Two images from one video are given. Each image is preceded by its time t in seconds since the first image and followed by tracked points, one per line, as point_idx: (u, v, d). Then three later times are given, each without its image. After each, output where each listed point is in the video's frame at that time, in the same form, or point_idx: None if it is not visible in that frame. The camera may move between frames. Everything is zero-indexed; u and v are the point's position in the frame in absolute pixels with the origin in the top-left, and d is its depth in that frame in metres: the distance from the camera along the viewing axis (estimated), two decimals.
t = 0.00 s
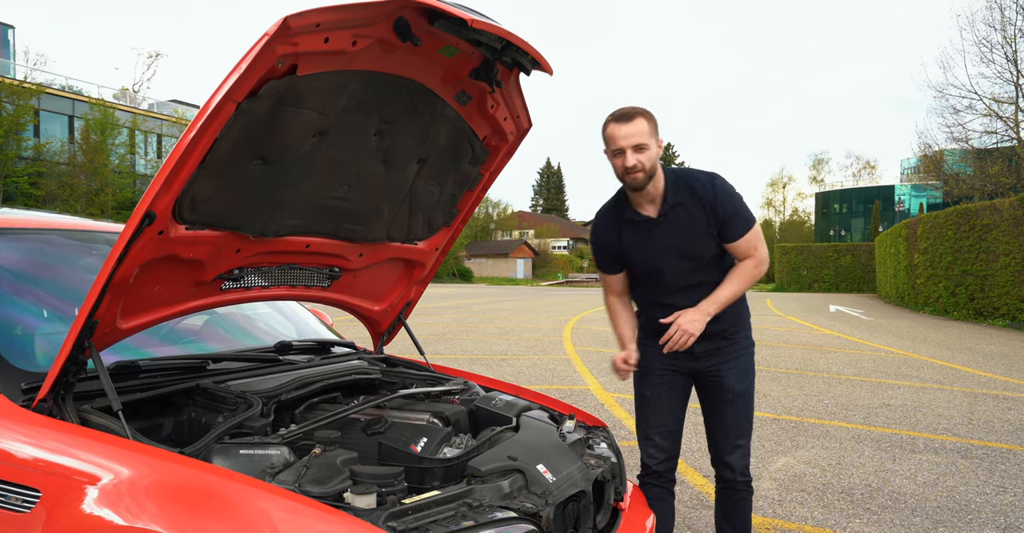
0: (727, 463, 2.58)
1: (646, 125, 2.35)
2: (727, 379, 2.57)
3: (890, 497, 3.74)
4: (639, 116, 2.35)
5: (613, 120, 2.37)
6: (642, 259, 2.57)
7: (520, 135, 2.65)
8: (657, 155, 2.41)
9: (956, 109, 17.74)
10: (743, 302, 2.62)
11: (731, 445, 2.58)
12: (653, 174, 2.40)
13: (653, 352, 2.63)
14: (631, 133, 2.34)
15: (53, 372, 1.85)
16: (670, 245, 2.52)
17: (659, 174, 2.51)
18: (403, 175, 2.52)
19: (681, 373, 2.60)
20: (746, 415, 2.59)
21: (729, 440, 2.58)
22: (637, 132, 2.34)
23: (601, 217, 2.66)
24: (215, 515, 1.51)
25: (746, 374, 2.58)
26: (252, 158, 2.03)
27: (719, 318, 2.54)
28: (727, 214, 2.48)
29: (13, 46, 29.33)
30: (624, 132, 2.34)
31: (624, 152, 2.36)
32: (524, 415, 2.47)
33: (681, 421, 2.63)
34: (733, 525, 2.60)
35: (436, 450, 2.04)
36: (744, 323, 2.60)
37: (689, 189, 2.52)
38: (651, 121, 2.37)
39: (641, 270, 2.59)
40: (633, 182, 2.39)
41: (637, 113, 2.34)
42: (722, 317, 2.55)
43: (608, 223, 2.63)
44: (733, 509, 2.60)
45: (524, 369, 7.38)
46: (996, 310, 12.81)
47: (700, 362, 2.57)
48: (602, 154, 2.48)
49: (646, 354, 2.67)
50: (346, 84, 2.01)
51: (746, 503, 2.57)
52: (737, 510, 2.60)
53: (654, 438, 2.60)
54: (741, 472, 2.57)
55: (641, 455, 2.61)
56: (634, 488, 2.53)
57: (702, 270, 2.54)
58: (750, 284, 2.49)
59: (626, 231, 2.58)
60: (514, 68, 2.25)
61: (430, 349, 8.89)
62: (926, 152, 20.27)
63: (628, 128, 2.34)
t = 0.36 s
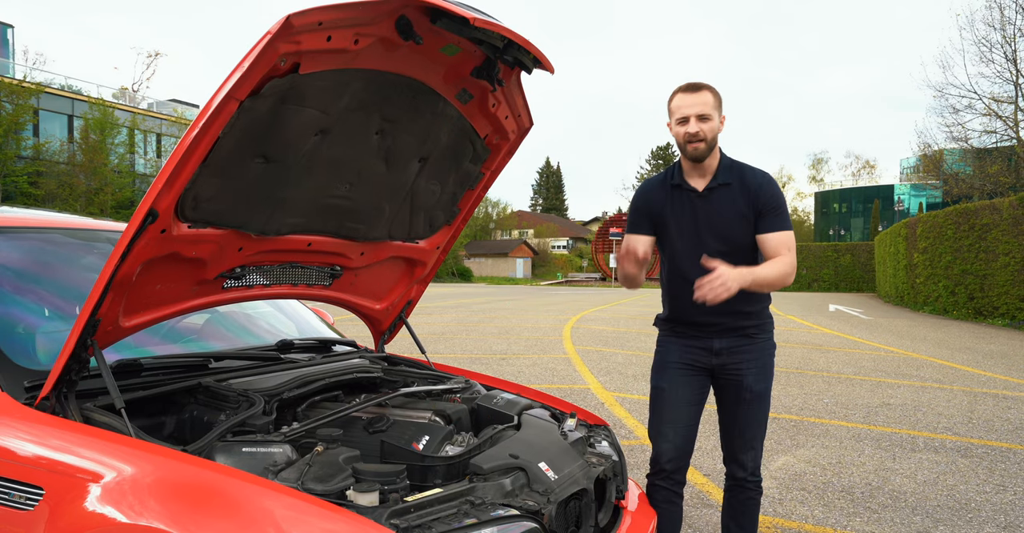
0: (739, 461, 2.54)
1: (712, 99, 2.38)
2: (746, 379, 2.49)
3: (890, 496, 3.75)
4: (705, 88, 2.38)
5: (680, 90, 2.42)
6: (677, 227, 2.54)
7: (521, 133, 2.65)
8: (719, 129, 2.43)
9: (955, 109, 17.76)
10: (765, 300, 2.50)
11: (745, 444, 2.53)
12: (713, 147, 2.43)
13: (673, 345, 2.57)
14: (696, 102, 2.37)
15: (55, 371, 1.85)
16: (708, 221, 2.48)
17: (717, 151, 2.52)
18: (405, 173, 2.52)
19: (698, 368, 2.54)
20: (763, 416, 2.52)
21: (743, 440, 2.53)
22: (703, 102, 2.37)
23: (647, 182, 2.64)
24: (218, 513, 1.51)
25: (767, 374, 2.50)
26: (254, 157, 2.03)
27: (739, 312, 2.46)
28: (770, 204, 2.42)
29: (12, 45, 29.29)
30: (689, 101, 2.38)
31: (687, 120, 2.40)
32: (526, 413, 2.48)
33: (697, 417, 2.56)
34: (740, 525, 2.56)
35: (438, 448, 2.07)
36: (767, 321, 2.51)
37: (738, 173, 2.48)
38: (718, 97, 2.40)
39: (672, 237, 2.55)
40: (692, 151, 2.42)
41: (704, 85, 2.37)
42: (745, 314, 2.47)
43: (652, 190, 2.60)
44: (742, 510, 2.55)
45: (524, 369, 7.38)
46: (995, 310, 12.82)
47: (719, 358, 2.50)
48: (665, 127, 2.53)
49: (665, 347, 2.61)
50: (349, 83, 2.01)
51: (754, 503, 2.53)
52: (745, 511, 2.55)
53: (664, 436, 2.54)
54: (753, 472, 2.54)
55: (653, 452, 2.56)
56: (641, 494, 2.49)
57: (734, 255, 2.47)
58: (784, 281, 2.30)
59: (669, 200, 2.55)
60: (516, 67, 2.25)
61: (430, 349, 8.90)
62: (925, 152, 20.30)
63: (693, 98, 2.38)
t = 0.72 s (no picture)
0: (734, 465, 2.53)
1: (714, 92, 2.40)
2: (740, 383, 2.45)
3: (891, 496, 3.75)
4: (707, 82, 2.41)
5: (683, 85, 2.45)
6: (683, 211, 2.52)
7: (522, 133, 2.66)
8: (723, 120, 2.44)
9: (955, 109, 17.80)
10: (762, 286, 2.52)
11: (740, 448, 2.50)
12: (718, 138, 2.44)
13: (667, 348, 2.53)
14: (699, 94, 2.40)
15: (57, 370, 1.85)
16: (714, 207, 2.48)
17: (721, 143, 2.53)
18: (406, 173, 2.52)
19: (693, 371, 2.51)
20: (757, 421, 2.48)
21: (738, 445, 2.50)
22: (706, 95, 2.39)
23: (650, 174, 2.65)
24: (220, 512, 1.51)
25: (761, 379, 2.47)
26: (255, 157, 2.03)
27: (739, 305, 2.45)
28: (775, 193, 2.45)
29: (11, 45, 29.25)
30: (692, 94, 2.41)
31: (690, 113, 2.42)
32: (527, 413, 2.48)
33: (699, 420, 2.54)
34: (737, 527, 2.55)
35: (439, 448, 2.07)
36: (759, 323, 2.48)
37: (743, 164, 2.51)
38: (720, 89, 2.42)
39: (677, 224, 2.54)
40: (697, 142, 2.44)
41: (707, 79, 2.40)
42: (740, 313, 2.45)
43: (660, 180, 2.61)
44: (738, 512, 2.54)
45: (524, 369, 7.38)
46: (994, 310, 12.84)
47: (712, 361, 2.46)
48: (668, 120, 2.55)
49: (659, 350, 2.56)
50: (350, 83, 2.01)
51: (751, 505, 2.53)
52: (742, 514, 2.55)
53: (664, 443, 2.52)
54: (748, 475, 2.52)
55: (655, 459, 2.54)
56: (644, 497, 2.48)
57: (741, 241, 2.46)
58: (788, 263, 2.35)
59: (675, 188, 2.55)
60: (518, 67, 2.25)
61: (430, 349, 8.90)
62: (924, 151, 20.32)
63: (696, 91, 2.40)
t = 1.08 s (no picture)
0: (753, 467, 2.35)
1: (685, 93, 2.40)
2: (733, 376, 2.43)
3: (890, 494, 3.75)
4: (677, 84, 2.41)
5: (652, 88, 2.45)
6: (660, 210, 2.52)
7: (521, 132, 2.66)
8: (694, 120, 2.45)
9: (954, 108, 17.83)
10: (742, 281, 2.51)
11: (756, 447, 2.35)
12: (690, 139, 2.45)
13: (651, 347, 2.53)
14: (669, 96, 2.40)
15: (56, 369, 1.85)
16: (692, 203, 2.48)
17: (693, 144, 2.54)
18: (406, 172, 2.53)
19: (678, 369, 2.51)
20: (762, 415, 2.40)
21: (754, 441, 2.36)
22: (676, 97, 2.40)
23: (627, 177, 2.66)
24: (220, 511, 1.51)
25: (754, 371, 2.44)
26: (255, 156, 2.03)
27: (721, 300, 2.45)
28: (752, 187, 2.47)
29: (10, 45, 29.25)
30: (663, 96, 2.41)
31: (662, 115, 2.42)
32: (527, 411, 2.48)
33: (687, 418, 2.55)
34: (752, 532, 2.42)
35: (439, 446, 2.07)
36: (743, 319, 2.48)
37: (718, 161, 2.54)
38: (690, 91, 2.42)
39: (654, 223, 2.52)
40: (671, 144, 2.43)
41: (676, 81, 2.40)
42: (722, 308, 2.45)
43: (636, 182, 2.61)
44: (754, 516, 2.41)
45: (523, 368, 7.38)
46: (994, 309, 12.85)
47: (697, 359, 2.46)
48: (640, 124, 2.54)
49: (643, 349, 2.56)
50: (349, 82, 2.01)
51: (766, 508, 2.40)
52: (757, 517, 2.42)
53: (655, 441, 2.53)
54: (768, 476, 2.37)
55: (648, 456, 2.55)
56: (641, 492, 2.48)
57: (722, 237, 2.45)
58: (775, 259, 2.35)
59: (652, 188, 2.55)
60: (516, 66, 2.25)
61: (429, 349, 8.90)
62: (923, 151, 20.35)
63: (666, 93, 2.40)
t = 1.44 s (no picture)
0: (726, 469, 2.45)
1: (670, 90, 2.39)
2: (720, 381, 2.43)
3: (887, 494, 3.76)
4: (661, 81, 2.39)
5: (637, 86, 2.44)
6: (647, 210, 2.52)
7: (518, 131, 2.66)
8: (680, 116, 2.44)
9: (953, 109, 17.83)
10: (733, 277, 2.52)
11: (731, 450, 2.44)
12: (677, 137, 2.45)
13: (641, 347, 2.52)
14: (653, 92, 2.39)
15: (50, 366, 1.85)
16: (678, 203, 2.48)
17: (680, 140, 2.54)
18: (401, 170, 2.52)
19: (669, 368, 2.50)
20: (742, 419, 2.45)
21: (728, 445, 2.44)
22: (662, 94, 2.39)
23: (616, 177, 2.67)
24: (213, 508, 1.51)
25: (741, 375, 2.45)
26: (250, 153, 2.03)
27: (710, 299, 2.44)
28: (740, 184, 2.45)
29: (9, 44, 29.21)
30: (648, 94, 2.39)
31: (648, 113, 2.41)
32: (523, 410, 2.47)
33: (680, 417, 2.54)
34: None
35: (434, 445, 2.07)
36: (733, 319, 2.47)
37: (706, 158, 2.52)
38: (675, 87, 2.41)
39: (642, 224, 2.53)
40: (657, 142, 2.43)
41: (660, 78, 2.38)
42: (711, 308, 2.44)
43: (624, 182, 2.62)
44: (739, 519, 2.45)
45: (521, 368, 7.37)
46: (992, 309, 12.85)
47: (687, 359, 2.45)
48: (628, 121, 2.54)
49: (634, 349, 2.56)
50: (345, 80, 2.01)
51: (751, 511, 2.44)
52: (741, 519, 2.46)
53: (647, 440, 2.53)
54: (745, 479, 2.45)
55: (641, 455, 2.55)
56: (635, 490, 2.48)
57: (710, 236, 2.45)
58: (756, 255, 2.31)
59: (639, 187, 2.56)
60: (512, 64, 2.25)
61: (428, 349, 8.89)
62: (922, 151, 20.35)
63: (651, 91, 2.39)
